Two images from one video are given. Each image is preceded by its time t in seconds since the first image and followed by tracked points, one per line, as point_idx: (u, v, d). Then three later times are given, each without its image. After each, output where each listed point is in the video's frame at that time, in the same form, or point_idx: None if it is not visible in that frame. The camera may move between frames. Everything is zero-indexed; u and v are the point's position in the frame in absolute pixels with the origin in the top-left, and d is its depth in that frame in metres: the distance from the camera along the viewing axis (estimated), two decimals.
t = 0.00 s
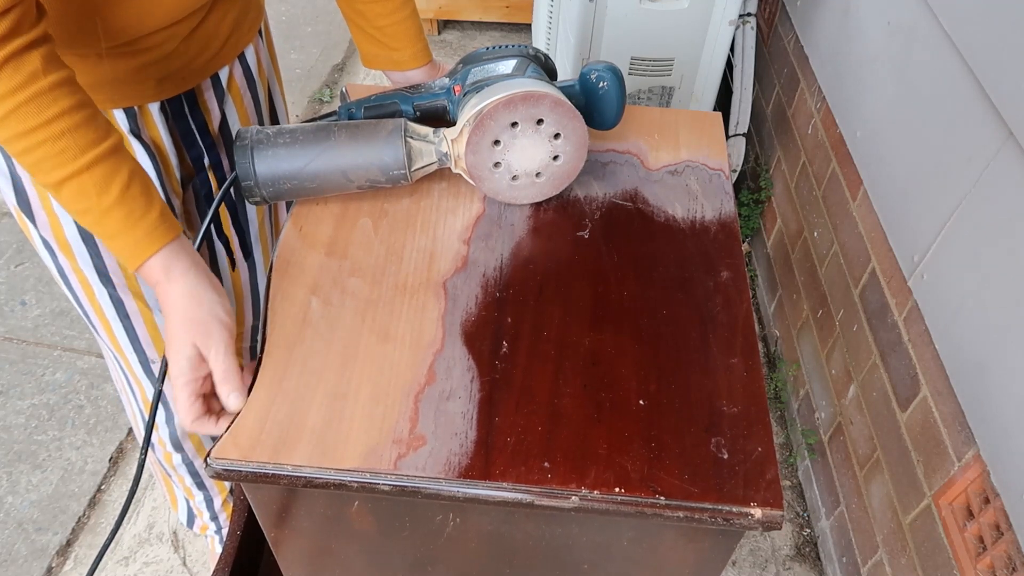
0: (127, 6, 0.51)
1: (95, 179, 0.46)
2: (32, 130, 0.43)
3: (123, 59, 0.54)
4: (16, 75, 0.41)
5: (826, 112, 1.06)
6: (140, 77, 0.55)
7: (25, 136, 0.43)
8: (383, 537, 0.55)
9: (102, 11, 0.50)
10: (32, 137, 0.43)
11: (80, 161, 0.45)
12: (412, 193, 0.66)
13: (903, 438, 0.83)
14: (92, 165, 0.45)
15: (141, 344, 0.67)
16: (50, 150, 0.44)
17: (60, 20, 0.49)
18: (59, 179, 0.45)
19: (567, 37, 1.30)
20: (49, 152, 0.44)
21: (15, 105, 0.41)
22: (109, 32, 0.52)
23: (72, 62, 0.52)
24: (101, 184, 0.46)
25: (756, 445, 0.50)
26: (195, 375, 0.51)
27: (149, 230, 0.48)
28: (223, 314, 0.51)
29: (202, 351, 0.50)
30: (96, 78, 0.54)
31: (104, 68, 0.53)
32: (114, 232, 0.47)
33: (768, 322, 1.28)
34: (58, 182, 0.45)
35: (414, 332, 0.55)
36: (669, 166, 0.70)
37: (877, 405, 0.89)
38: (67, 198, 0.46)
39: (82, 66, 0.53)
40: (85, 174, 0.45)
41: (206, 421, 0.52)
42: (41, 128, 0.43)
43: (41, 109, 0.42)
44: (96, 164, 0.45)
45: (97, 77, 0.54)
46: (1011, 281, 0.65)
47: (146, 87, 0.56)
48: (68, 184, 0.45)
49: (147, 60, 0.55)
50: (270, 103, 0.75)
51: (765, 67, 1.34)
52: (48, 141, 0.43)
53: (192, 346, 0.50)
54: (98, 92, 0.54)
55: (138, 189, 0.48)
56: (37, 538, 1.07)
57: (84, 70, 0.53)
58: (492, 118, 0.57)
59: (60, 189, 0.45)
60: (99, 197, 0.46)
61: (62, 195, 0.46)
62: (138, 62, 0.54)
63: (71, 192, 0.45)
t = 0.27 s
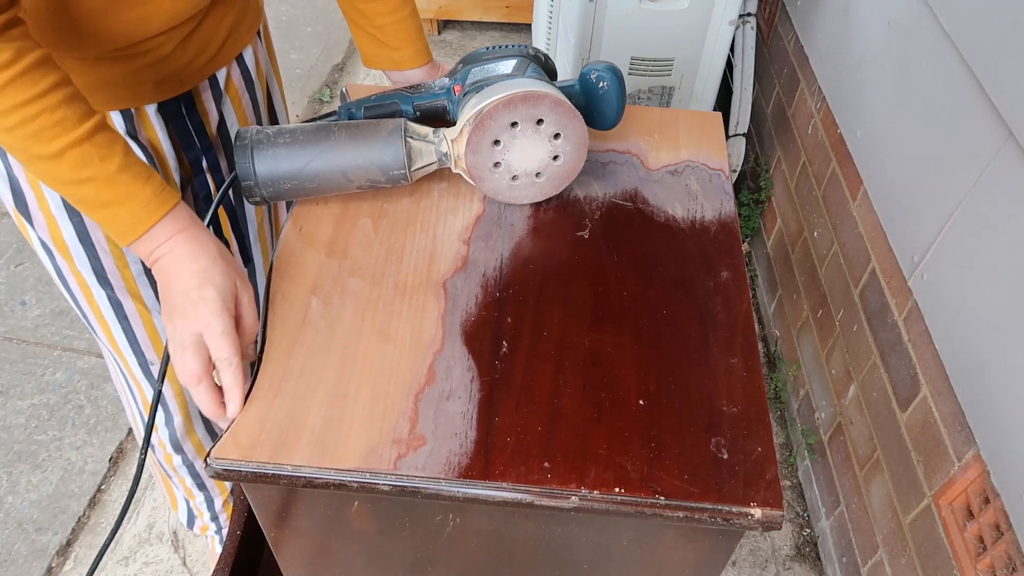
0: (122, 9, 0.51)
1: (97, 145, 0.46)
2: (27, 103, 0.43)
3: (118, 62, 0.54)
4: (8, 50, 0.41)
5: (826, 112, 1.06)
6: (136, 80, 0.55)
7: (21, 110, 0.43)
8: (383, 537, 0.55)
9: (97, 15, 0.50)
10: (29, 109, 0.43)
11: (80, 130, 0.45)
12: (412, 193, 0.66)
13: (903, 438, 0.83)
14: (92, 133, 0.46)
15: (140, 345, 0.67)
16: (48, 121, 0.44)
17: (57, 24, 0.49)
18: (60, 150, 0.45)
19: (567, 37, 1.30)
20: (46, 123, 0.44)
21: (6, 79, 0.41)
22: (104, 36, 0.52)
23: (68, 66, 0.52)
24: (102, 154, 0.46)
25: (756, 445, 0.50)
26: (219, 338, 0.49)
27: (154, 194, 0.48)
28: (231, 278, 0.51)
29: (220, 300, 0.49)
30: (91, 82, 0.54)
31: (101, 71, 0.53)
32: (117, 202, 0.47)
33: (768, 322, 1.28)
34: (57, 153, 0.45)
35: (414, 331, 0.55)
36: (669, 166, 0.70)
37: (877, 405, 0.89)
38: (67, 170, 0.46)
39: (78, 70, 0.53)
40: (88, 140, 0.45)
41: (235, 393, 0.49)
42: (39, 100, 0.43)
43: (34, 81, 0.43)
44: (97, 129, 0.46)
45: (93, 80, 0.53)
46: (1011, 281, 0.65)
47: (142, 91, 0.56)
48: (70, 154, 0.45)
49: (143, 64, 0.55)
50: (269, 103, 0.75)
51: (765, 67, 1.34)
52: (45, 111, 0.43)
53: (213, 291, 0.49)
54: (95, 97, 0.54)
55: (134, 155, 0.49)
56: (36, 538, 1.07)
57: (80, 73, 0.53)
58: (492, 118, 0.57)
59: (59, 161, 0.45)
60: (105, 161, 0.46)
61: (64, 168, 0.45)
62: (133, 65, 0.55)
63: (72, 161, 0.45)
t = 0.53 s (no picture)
0: (125, 13, 0.51)
1: (76, 119, 0.46)
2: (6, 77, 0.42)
3: (118, 63, 0.54)
4: None
5: (826, 112, 1.06)
6: (136, 82, 0.56)
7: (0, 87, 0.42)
8: (383, 537, 0.55)
9: (99, 19, 0.50)
10: (7, 84, 0.42)
11: (58, 104, 0.45)
12: (412, 193, 0.66)
13: (903, 438, 0.83)
14: (71, 106, 0.45)
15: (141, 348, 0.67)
16: (27, 96, 0.43)
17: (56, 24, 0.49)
18: (39, 125, 0.44)
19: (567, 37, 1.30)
20: (27, 97, 0.43)
21: None
22: (106, 39, 0.52)
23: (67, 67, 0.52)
24: (83, 127, 0.46)
25: (756, 445, 0.50)
26: (238, 278, 0.51)
27: (136, 162, 0.49)
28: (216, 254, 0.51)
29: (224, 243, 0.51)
30: (91, 84, 0.54)
31: (101, 73, 0.54)
32: (99, 174, 0.47)
33: (768, 322, 1.28)
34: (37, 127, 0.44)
35: (414, 331, 0.55)
36: (669, 166, 0.70)
37: (877, 405, 0.89)
38: (46, 144, 0.45)
39: (78, 73, 0.53)
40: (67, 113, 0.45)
41: (256, 326, 0.53)
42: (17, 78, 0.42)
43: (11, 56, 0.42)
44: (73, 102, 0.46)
45: (93, 83, 0.54)
46: (1011, 280, 0.65)
47: (142, 93, 0.56)
48: (49, 127, 0.45)
49: (143, 65, 0.55)
50: (267, 104, 0.75)
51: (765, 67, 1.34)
52: (25, 86, 0.43)
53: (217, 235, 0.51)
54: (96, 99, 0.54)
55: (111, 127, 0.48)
56: (37, 538, 1.07)
57: (80, 76, 0.53)
58: (492, 118, 0.57)
59: (37, 135, 0.44)
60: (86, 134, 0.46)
61: (42, 142, 0.45)
62: (133, 67, 0.55)
63: (52, 134, 0.45)
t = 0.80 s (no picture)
0: (127, 13, 0.51)
1: (79, 165, 0.47)
2: (14, 116, 0.43)
3: (120, 64, 0.54)
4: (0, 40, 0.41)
5: (826, 112, 1.07)
6: (138, 81, 0.55)
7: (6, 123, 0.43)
8: (383, 537, 0.55)
9: (101, 17, 0.50)
10: (14, 122, 0.43)
11: (64, 147, 0.46)
12: (412, 193, 0.66)
13: (903, 438, 0.83)
14: (76, 151, 0.47)
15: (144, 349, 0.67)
16: (33, 137, 0.45)
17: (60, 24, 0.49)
18: (41, 166, 0.45)
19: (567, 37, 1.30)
20: (32, 138, 0.44)
21: None
22: (109, 38, 0.52)
23: (70, 68, 0.52)
24: (85, 173, 0.47)
25: (756, 445, 0.50)
26: (250, 323, 0.52)
27: (133, 216, 0.50)
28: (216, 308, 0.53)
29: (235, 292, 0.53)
30: (94, 84, 0.53)
31: (104, 72, 0.53)
32: (93, 223, 0.48)
33: (768, 322, 1.28)
34: (38, 167, 0.45)
35: (414, 331, 0.55)
36: (669, 166, 0.70)
37: (877, 405, 0.89)
38: (44, 187, 0.46)
39: (80, 73, 0.52)
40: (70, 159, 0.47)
41: (275, 365, 0.52)
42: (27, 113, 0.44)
43: (21, 96, 0.44)
44: (78, 149, 0.47)
45: (96, 82, 0.53)
46: (1011, 280, 0.65)
47: (144, 92, 0.56)
48: (51, 170, 0.46)
49: (146, 65, 0.55)
50: (267, 104, 0.75)
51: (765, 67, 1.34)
52: (31, 127, 0.44)
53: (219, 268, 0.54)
54: (98, 99, 0.54)
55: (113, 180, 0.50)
56: (37, 538, 1.07)
57: (83, 75, 0.53)
58: (492, 118, 0.57)
59: (38, 176, 0.46)
60: (87, 181, 0.47)
61: (41, 184, 0.46)
62: (136, 67, 0.55)
63: (52, 178, 0.46)
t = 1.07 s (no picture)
0: (131, 16, 0.51)
1: (68, 185, 0.46)
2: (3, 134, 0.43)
3: (123, 66, 0.54)
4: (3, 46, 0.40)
5: (826, 112, 1.06)
6: (141, 84, 0.55)
7: None
8: (383, 537, 0.55)
9: (107, 22, 0.50)
10: (7, 139, 0.43)
11: (53, 166, 0.45)
12: (412, 193, 0.66)
13: (903, 438, 0.83)
14: (65, 171, 0.46)
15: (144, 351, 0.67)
16: (21, 156, 0.44)
17: (68, 31, 0.49)
18: (28, 187, 0.44)
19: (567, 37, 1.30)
20: (21, 156, 0.44)
21: None
22: (113, 42, 0.52)
23: (71, 71, 0.52)
24: (76, 193, 0.46)
25: (756, 445, 0.50)
26: (240, 357, 0.49)
27: (125, 238, 0.49)
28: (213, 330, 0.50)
29: (229, 322, 0.50)
30: (96, 86, 0.53)
31: (106, 75, 0.53)
32: (83, 246, 0.47)
33: (768, 322, 1.28)
34: (27, 189, 0.44)
35: (414, 331, 0.55)
36: (669, 166, 0.70)
37: (877, 405, 0.89)
38: (33, 209, 0.45)
39: (82, 75, 0.52)
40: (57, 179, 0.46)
41: (260, 407, 0.48)
42: (16, 130, 0.43)
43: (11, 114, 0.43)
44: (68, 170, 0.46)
45: (98, 84, 0.53)
46: (1011, 280, 0.65)
47: (146, 94, 0.56)
48: (38, 191, 0.45)
49: (149, 68, 0.55)
50: (269, 104, 0.75)
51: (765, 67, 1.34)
52: (19, 146, 0.44)
53: (213, 292, 0.51)
54: (100, 101, 0.54)
55: (104, 200, 0.48)
56: (37, 538, 1.07)
57: (85, 78, 0.53)
58: (492, 118, 0.57)
59: (25, 198, 0.45)
60: (76, 204, 0.46)
61: (29, 205, 0.45)
62: (139, 69, 0.55)
63: (41, 199, 0.45)
